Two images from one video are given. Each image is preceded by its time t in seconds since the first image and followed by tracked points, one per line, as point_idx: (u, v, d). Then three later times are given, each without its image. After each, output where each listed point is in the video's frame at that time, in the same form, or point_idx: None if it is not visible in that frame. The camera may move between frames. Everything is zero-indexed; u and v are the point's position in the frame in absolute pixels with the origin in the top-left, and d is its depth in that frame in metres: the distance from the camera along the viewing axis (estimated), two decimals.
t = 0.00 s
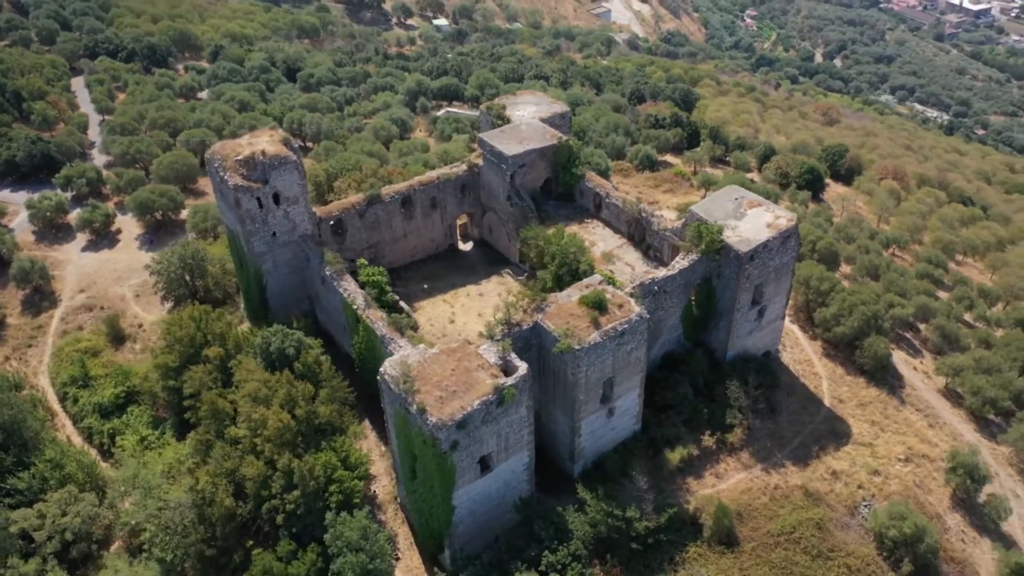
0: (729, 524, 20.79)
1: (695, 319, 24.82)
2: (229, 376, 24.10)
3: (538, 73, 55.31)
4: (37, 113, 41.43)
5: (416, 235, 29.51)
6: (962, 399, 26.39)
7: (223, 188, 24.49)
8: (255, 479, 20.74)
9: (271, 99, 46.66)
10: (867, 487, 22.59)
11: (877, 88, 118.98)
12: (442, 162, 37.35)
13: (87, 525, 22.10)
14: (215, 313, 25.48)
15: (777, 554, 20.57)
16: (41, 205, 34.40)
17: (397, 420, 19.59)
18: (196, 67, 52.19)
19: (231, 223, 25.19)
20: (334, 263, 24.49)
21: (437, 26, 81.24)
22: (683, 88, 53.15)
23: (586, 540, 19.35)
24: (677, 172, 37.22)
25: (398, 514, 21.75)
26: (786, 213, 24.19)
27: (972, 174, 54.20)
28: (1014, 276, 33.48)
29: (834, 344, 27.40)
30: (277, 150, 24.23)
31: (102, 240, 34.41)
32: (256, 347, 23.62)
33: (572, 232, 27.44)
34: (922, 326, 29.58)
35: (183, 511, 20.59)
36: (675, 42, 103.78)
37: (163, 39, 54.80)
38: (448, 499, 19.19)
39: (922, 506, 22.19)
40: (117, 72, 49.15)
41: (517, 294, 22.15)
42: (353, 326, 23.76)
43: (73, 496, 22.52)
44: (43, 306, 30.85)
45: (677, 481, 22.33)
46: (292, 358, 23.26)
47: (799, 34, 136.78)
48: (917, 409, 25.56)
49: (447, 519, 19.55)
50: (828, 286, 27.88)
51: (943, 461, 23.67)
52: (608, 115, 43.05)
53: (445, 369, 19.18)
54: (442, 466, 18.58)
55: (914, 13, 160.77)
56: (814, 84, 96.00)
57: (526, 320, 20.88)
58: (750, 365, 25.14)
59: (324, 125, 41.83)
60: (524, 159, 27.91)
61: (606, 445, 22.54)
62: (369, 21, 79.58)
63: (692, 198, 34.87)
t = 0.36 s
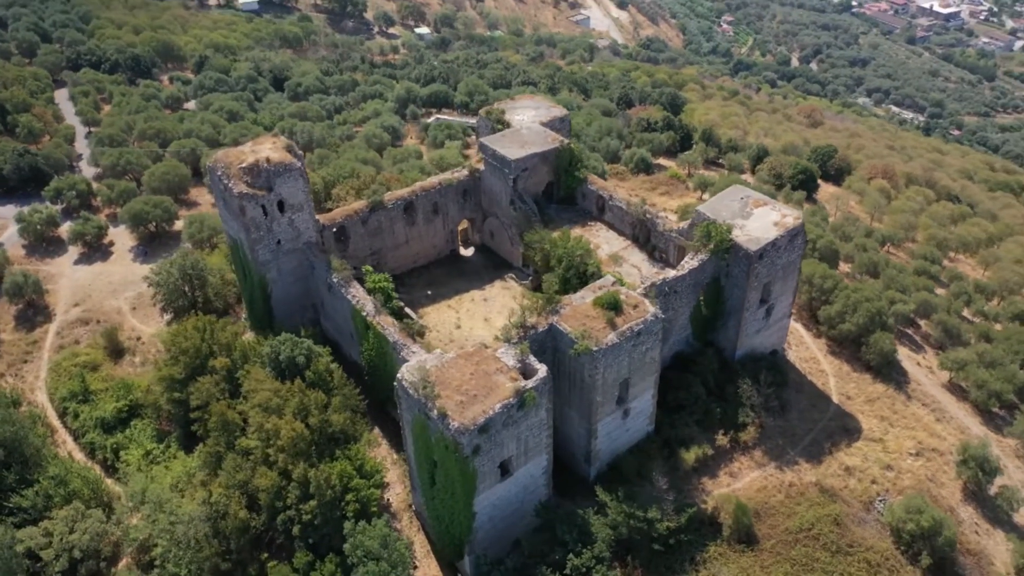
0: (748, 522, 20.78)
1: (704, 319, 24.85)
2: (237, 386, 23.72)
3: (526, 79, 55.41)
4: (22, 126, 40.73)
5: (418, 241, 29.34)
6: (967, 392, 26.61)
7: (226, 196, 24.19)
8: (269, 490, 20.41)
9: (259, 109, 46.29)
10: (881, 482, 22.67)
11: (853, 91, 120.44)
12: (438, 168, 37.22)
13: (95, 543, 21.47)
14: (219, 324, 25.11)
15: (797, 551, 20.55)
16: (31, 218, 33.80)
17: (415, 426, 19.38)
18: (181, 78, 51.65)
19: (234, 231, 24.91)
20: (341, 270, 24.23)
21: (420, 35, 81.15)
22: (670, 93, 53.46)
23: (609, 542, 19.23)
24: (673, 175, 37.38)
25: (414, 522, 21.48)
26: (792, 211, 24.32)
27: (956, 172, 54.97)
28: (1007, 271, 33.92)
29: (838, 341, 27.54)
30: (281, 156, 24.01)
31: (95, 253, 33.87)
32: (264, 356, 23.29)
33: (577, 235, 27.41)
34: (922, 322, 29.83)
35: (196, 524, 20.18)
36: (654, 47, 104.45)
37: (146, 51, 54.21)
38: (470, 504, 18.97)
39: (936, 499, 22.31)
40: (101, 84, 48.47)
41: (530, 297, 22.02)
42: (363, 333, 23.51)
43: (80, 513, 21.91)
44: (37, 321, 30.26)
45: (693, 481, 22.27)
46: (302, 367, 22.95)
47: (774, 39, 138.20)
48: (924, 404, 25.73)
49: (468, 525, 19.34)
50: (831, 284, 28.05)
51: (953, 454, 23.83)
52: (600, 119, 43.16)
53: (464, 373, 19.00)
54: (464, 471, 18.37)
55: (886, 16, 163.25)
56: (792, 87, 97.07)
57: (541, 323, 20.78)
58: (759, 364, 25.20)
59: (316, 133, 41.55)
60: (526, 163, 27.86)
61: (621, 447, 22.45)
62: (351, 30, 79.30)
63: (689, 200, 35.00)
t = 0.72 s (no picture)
0: (761, 519, 20.80)
1: (706, 318, 24.90)
2: (237, 400, 23.27)
3: (506, 86, 55.44)
4: None
5: (414, 248, 29.11)
6: (964, 384, 26.94)
7: (222, 207, 23.82)
8: (278, 504, 20.01)
9: (240, 120, 45.71)
10: (888, 475, 22.83)
11: (821, 92, 122.17)
12: (426, 175, 37.01)
13: (97, 565, 20.59)
14: (217, 337, 24.66)
15: (812, 547, 20.60)
16: (11, 235, 32.96)
17: (428, 434, 19.13)
18: (157, 90, 50.87)
19: (231, 242, 24.55)
20: (341, 279, 23.91)
21: (394, 43, 80.88)
22: (649, 96, 53.79)
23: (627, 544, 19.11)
24: (661, 177, 37.53)
25: (425, 531, 21.18)
26: (790, 209, 24.48)
27: (931, 169, 55.95)
28: (992, 264, 34.50)
29: (836, 337, 27.76)
30: (278, 165, 23.68)
31: (79, 269, 33.12)
32: (266, 368, 22.87)
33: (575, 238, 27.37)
34: (915, 316, 30.18)
35: (204, 542, 19.67)
36: (626, 53, 105.13)
37: (120, 63, 53.31)
38: (486, 511, 18.75)
39: (943, 490, 22.50)
40: (75, 97, 47.54)
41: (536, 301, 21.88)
42: (366, 342, 23.21)
43: (80, 535, 21.09)
44: (22, 339, 29.46)
45: (704, 481, 22.25)
46: (307, 378, 22.55)
47: (742, 43, 139.80)
48: (923, 396, 26.00)
49: (484, 532, 19.11)
50: (827, 281, 28.28)
51: (956, 446, 24.08)
52: (585, 124, 43.26)
53: (477, 379, 18.80)
54: (481, 477, 18.16)
55: (849, 19, 166.10)
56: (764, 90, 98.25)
57: (550, 326, 20.66)
58: (761, 362, 25.29)
59: (300, 143, 41.12)
60: (522, 167, 27.79)
61: (631, 449, 22.37)
62: (324, 40, 78.80)
63: (679, 201, 35.14)
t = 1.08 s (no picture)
0: (774, 516, 20.81)
1: (707, 318, 24.90)
2: (238, 413, 22.79)
3: (486, 92, 55.40)
4: None
5: (409, 255, 28.82)
6: (959, 376, 27.24)
7: (218, 217, 23.38)
8: (287, 518, 19.61)
9: (219, 130, 45.07)
10: (894, 468, 22.98)
11: (789, 94, 123.80)
12: (414, 181, 36.75)
13: None
14: (214, 349, 24.16)
15: (825, 541, 20.63)
16: None
17: (442, 441, 18.86)
18: (131, 102, 50.01)
19: (226, 252, 24.11)
20: (342, 287, 23.55)
21: (367, 52, 80.49)
22: (629, 100, 54.06)
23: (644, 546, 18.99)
24: (648, 178, 37.60)
25: (435, 540, 20.87)
26: (788, 207, 24.62)
27: (906, 166, 56.90)
28: (977, 257, 35.07)
29: (833, 333, 27.95)
30: (274, 173, 23.29)
31: (62, 285, 32.34)
32: (268, 380, 22.43)
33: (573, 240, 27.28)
34: (907, 310, 30.52)
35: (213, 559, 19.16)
36: (598, 58, 105.72)
37: (92, 75, 52.34)
38: (502, 518, 18.51)
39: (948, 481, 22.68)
40: (47, 111, 46.55)
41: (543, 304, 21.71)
42: (369, 350, 22.86)
43: (80, 558, 20.26)
44: (6, 358, 28.63)
45: (714, 479, 22.21)
46: (311, 388, 22.14)
47: (710, 46, 141.19)
48: (922, 389, 26.25)
49: (500, 539, 18.87)
50: (822, 277, 28.51)
51: (957, 437, 24.31)
52: (569, 128, 43.32)
53: (490, 384, 18.58)
54: (499, 483, 17.93)
55: (812, 21, 168.78)
56: (734, 92, 99.33)
57: (559, 329, 20.51)
58: (763, 360, 25.37)
59: (282, 152, 40.64)
60: (517, 171, 27.66)
61: (640, 450, 22.28)
62: (296, 49, 78.18)
63: (669, 202, 35.25)
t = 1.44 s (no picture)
0: (784, 509, 20.85)
1: (708, 312, 24.89)
2: (239, 422, 22.34)
3: (465, 92, 55.18)
4: None
5: (403, 256, 28.50)
6: (953, 364, 27.53)
7: (212, 222, 22.91)
8: (295, 527, 19.24)
9: (198, 136, 44.32)
10: (898, 457, 23.14)
11: (760, 90, 124.93)
12: (402, 182, 36.41)
13: None
14: (211, 358, 23.69)
15: (835, 532, 20.71)
16: None
17: (454, 443, 18.62)
18: (105, 109, 49.02)
19: (220, 258, 23.66)
20: (341, 290, 23.20)
21: (341, 54, 79.80)
22: (609, 98, 54.16)
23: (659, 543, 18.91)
24: (636, 175, 37.62)
25: (445, 544, 20.63)
26: (785, 200, 24.71)
27: (882, 159, 57.65)
28: (961, 247, 35.55)
29: (829, 325, 28.14)
30: (268, 177, 22.88)
31: (44, 296, 31.54)
32: (269, 387, 22.00)
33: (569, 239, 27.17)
34: (898, 301, 30.82)
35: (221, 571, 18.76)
36: (571, 57, 105.90)
37: (63, 81, 51.22)
38: (517, 520, 18.31)
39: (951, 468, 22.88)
40: (19, 118, 45.43)
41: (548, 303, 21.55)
42: (371, 354, 22.53)
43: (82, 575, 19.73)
44: None
45: (722, 474, 22.20)
46: (314, 394, 21.74)
47: (680, 44, 142.01)
48: (918, 378, 26.49)
49: (515, 541, 18.67)
50: (817, 270, 28.69)
51: (956, 424, 24.55)
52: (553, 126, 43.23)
53: (501, 385, 18.39)
54: (514, 484, 17.73)
55: (779, 18, 170.62)
56: (707, 89, 100.05)
57: (566, 327, 20.36)
58: (764, 354, 25.45)
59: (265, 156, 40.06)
60: (511, 170, 27.50)
61: (647, 446, 22.20)
62: (269, 53, 77.28)
63: (659, 198, 35.28)
